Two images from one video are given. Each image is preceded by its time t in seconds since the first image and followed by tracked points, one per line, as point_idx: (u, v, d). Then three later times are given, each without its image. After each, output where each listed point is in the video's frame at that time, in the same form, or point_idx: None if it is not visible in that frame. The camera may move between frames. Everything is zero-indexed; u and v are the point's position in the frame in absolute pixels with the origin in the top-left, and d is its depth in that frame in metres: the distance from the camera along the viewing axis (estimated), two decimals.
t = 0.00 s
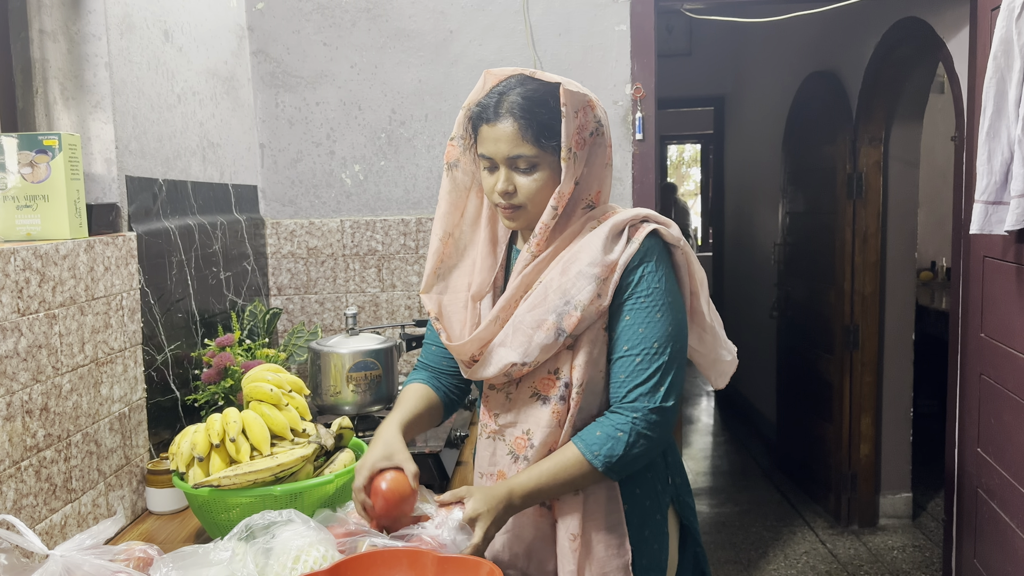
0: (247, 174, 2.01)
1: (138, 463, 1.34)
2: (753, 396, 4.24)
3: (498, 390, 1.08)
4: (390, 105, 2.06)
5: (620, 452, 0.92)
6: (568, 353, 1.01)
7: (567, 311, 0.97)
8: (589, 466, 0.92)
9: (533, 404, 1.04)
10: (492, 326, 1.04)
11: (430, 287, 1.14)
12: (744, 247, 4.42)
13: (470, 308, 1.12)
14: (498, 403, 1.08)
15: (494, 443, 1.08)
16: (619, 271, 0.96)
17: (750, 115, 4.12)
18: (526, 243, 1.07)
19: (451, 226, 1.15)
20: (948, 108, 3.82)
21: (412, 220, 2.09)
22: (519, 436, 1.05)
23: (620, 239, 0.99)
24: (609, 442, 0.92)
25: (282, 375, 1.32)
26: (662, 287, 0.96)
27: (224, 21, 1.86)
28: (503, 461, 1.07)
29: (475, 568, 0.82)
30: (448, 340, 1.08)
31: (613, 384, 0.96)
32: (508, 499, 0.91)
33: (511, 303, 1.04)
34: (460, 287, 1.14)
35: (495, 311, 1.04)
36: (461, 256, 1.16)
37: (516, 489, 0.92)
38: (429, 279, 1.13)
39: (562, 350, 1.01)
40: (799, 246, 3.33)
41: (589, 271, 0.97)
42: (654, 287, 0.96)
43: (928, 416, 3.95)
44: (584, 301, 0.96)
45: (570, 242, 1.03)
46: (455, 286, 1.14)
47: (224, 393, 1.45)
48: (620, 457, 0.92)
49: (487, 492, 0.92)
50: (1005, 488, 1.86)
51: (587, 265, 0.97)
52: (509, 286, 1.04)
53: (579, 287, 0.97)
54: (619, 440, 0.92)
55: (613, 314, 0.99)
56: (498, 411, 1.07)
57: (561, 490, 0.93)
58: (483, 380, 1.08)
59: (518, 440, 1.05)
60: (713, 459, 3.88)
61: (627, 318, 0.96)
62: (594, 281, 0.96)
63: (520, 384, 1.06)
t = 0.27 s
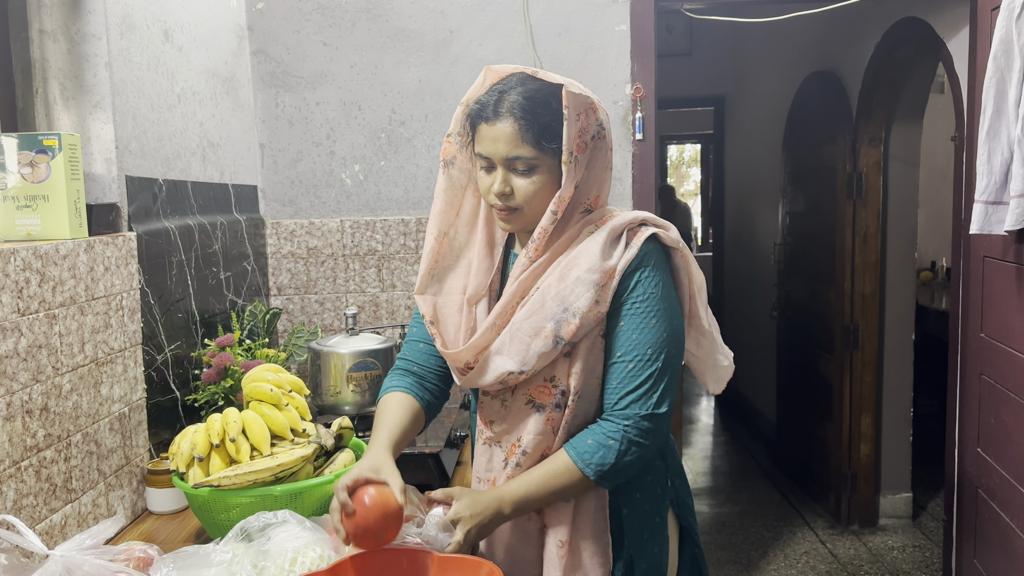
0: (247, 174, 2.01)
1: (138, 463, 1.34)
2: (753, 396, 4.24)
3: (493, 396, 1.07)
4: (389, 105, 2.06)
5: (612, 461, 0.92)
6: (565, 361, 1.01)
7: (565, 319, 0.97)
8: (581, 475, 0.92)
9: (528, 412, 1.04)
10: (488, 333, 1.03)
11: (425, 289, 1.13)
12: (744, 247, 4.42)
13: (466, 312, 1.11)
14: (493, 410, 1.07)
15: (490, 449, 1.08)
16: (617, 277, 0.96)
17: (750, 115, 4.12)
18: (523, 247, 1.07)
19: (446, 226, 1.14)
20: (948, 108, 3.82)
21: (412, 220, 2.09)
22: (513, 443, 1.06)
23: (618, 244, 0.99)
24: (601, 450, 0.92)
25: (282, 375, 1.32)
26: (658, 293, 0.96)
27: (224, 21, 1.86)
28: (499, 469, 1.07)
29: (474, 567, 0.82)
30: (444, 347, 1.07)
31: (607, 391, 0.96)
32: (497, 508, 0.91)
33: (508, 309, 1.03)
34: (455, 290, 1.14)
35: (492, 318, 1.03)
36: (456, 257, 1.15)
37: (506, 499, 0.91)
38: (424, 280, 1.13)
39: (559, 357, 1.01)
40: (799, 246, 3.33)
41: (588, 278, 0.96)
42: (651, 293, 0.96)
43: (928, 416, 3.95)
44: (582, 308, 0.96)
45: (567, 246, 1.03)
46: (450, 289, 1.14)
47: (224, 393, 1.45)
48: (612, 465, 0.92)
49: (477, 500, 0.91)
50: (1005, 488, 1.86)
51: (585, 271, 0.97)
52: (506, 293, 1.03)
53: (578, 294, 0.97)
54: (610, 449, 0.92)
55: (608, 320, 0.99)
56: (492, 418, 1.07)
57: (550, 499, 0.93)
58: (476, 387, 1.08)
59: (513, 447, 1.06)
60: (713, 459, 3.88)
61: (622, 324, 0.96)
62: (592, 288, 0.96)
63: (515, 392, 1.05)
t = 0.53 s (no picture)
0: (247, 174, 2.00)
1: (138, 463, 1.34)
2: (753, 396, 4.24)
3: (505, 406, 1.07)
4: (390, 105, 2.06)
5: (640, 458, 0.92)
6: (580, 363, 1.02)
7: (581, 321, 0.97)
8: (609, 474, 0.92)
9: (545, 418, 1.04)
10: (504, 341, 1.02)
11: (430, 301, 1.11)
12: (744, 247, 4.42)
13: (474, 321, 1.10)
14: (506, 420, 1.07)
15: (502, 461, 1.07)
16: (627, 275, 0.97)
17: (750, 115, 4.12)
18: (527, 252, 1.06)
19: (443, 236, 1.14)
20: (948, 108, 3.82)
21: (412, 220, 2.09)
22: (529, 452, 1.05)
23: (624, 243, 1.00)
24: (628, 448, 0.92)
25: (282, 375, 1.32)
26: (669, 289, 0.97)
27: (224, 21, 1.86)
28: (513, 480, 1.06)
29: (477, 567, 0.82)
30: (457, 359, 1.05)
31: (625, 390, 0.96)
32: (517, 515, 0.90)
33: (520, 316, 1.02)
34: (460, 299, 1.12)
35: (505, 326, 1.02)
36: (456, 266, 1.14)
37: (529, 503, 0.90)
38: (428, 292, 1.11)
39: (574, 360, 1.01)
40: (799, 246, 3.33)
41: (600, 278, 0.96)
42: (661, 290, 0.97)
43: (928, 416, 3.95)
44: (597, 309, 0.96)
45: (574, 248, 1.03)
46: (453, 299, 1.12)
47: (224, 393, 1.45)
48: (640, 463, 0.92)
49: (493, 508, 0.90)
50: (1005, 488, 1.86)
51: (596, 272, 0.97)
52: (514, 302, 1.02)
53: (591, 295, 0.97)
54: (638, 447, 0.92)
55: (622, 319, 0.99)
56: (506, 427, 1.07)
57: (577, 500, 0.92)
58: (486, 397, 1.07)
59: (529, 455, 1.05)
60: (713, 459, 3.88)
61: (637, 323, 0.96)
62: (605, 288, 0.96)
63: (529, 400, 1.05)
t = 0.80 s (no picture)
0: (247, 174, 2.00)
1: (138, 463, 1.34)
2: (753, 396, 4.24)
3: (497, 398, 1.07)
4: (390, 105, 2.06)
5: (630, 459, 0.92)
6: (571, 362, 1.01)
7: (572, 320, 0.97)
8: (598, 473, 0.92)
9: (533, 413, 1.04)
10: (495, 335, 1.03)
11: (428, 293, 1.13)
12: (744, 247, 4.42)
13: (470, 314, 1.11)
14: (496, 412, 1.07)
15: (489, 454, 1.07)
16: (624, 278, 0.96)
17: (750, 115, 4.12)
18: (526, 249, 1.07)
19: (447, 231, 1.14)
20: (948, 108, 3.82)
21: (412, 220, 2.09)
22: (514, 447, 1.05)
23: (623, 245, 0.99)
24: (620, 449, 0.92)
25: (282, 374, 1.32)
26: (668, 293, 0.96)
27: (224, 21, 1.86)
28: (496, 473, 1.06)
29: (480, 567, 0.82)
30: (450, 350, 1.07)
31: (619, 390, 0.96)
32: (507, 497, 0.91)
33: (513, 311, 1.03)
34: (458, 292, 1.13)
35: (497, 320, 1.03)
36: (458, 260, 1.15)
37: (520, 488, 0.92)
38: (427, 284, 1.12)
39: (565, 358, 1.01)
40: (799, 246, 3.33)
41: (594, 279, 0.96)
42: (660, 294, 0.96)
43: (929, 416, 3.95)
44: (589, 309, 0.96)
45: (572, 248, 1.03)
46: (452, 292, 1.13)
47: (225, 393, 1.45)
48: (630, 464, 0.92)
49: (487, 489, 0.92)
50: (1005, 488, 1.86)
51: (591, 272, 0.97)
52: (509, 297, 1.03)
53: (584, 295, 0.97)
54: (629, 448, 0.92)
55: (618, 320, 0.99)
56: (495, 420, 1.07)
57: (567, 493, 0.93)
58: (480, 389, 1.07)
59: (514, 450, 1.05)
60: (713, 459, 3.88)
61: (634, 325, 0.96)
62: (599, 288, 0.96)
63: (520, 394, 1.05)
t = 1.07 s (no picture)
0: (247, 174, 2.01)
1: (138, 463, 1.34)
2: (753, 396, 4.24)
3: (490, 388, 1.07)
4: (389, 105, 2.06)
5: (614, 458, 0.93)
6: (559, 355, 1.01)
7: (558, 313, 0.97)
8: (583, 473, 0.93)
9: (521, 404, 1.04)
10: (483, 326, 1.04)
11: (427, 286, 1.13)
12: (744, 247, 4.42)
13: (466, 307, 1.12)
14: (488, 401, 1.08)
15: (481, 443, 1.08)
16: (612, 274, 0.96)
17: (750, 114, 4.12)
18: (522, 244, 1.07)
19: (448, 226, 1.14)
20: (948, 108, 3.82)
21: (412, 220, 2.09)
22: (503, 437, 1.05)
23: (615, 242, 0.99)
24: (603, 447, 0.93)
25: (282, 375, 1.32)
26: (657, 292, 0.96)
27: (224, 21, 1.86)
28: (486, 463, 1.07)
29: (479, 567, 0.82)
30: (441, 338, 1.08)
31: (605, 387, 0.96)
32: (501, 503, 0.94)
33: (504, 302, 1.04)
34: (456, 285, 1.13)
35: (487, 310, 1.04)
36: (459, 255, 1.15)
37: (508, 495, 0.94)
38: (425, 278, 1.12)
39: (553, 351, 1.01)
40: (799, 246, 3.34)
41: (583, 274, 0.96)
42: (649, 293, 0.96)
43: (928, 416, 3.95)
44: (575, 303, 0.96)
45: (564, 244, 1.03)
46: (451, 284, 1.13)
47: (224, 393, 1.45)
48: (613, 462, 0.93)
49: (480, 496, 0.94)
50: (1005, 488, 1.86)
51: (580, 267, 0.97)
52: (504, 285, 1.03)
53: (571, 289, 0.97)
54: (612, 446, 0.92)
55: (605, 317, 0.99)
56: (487, 409, 1.07)
57: (554, 498, 0.94)
58: (475, 378, 1.08)
59: (502, 440, 1.05)
60: (713, 459, 3.89)
61: (622, 322, 0.96)
62: (586, 284, 0.96)
63: (511, 384, 1.05)
